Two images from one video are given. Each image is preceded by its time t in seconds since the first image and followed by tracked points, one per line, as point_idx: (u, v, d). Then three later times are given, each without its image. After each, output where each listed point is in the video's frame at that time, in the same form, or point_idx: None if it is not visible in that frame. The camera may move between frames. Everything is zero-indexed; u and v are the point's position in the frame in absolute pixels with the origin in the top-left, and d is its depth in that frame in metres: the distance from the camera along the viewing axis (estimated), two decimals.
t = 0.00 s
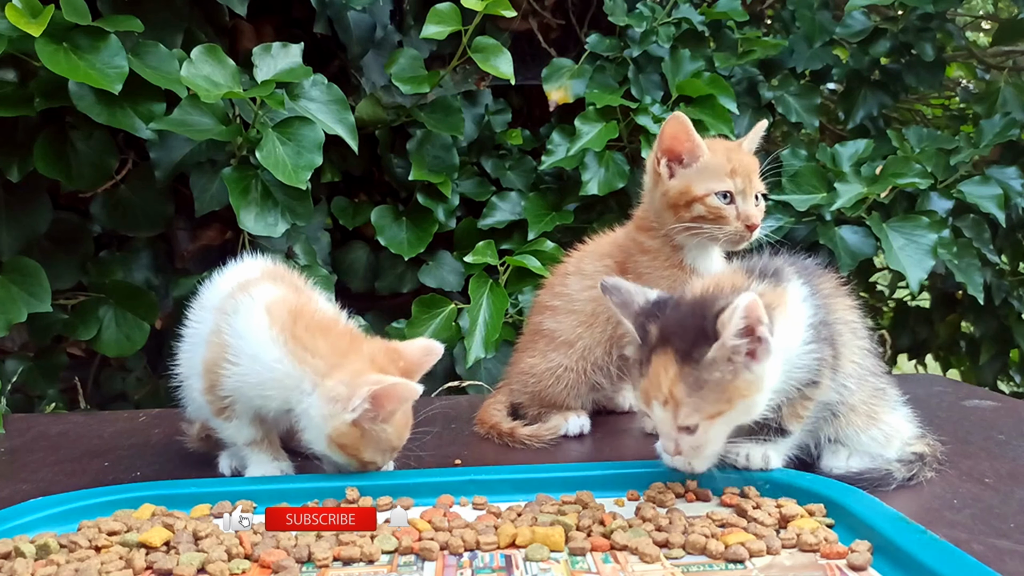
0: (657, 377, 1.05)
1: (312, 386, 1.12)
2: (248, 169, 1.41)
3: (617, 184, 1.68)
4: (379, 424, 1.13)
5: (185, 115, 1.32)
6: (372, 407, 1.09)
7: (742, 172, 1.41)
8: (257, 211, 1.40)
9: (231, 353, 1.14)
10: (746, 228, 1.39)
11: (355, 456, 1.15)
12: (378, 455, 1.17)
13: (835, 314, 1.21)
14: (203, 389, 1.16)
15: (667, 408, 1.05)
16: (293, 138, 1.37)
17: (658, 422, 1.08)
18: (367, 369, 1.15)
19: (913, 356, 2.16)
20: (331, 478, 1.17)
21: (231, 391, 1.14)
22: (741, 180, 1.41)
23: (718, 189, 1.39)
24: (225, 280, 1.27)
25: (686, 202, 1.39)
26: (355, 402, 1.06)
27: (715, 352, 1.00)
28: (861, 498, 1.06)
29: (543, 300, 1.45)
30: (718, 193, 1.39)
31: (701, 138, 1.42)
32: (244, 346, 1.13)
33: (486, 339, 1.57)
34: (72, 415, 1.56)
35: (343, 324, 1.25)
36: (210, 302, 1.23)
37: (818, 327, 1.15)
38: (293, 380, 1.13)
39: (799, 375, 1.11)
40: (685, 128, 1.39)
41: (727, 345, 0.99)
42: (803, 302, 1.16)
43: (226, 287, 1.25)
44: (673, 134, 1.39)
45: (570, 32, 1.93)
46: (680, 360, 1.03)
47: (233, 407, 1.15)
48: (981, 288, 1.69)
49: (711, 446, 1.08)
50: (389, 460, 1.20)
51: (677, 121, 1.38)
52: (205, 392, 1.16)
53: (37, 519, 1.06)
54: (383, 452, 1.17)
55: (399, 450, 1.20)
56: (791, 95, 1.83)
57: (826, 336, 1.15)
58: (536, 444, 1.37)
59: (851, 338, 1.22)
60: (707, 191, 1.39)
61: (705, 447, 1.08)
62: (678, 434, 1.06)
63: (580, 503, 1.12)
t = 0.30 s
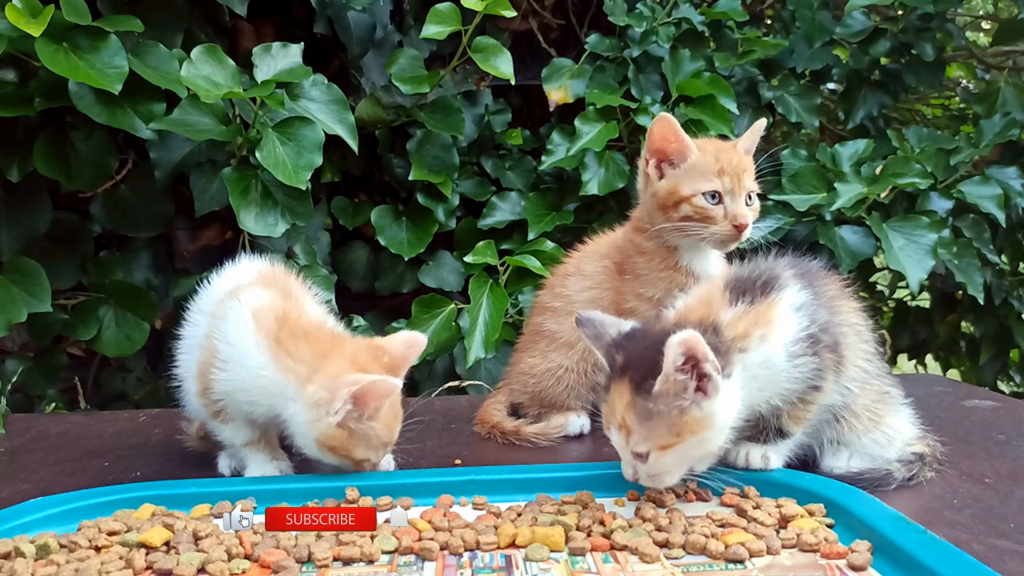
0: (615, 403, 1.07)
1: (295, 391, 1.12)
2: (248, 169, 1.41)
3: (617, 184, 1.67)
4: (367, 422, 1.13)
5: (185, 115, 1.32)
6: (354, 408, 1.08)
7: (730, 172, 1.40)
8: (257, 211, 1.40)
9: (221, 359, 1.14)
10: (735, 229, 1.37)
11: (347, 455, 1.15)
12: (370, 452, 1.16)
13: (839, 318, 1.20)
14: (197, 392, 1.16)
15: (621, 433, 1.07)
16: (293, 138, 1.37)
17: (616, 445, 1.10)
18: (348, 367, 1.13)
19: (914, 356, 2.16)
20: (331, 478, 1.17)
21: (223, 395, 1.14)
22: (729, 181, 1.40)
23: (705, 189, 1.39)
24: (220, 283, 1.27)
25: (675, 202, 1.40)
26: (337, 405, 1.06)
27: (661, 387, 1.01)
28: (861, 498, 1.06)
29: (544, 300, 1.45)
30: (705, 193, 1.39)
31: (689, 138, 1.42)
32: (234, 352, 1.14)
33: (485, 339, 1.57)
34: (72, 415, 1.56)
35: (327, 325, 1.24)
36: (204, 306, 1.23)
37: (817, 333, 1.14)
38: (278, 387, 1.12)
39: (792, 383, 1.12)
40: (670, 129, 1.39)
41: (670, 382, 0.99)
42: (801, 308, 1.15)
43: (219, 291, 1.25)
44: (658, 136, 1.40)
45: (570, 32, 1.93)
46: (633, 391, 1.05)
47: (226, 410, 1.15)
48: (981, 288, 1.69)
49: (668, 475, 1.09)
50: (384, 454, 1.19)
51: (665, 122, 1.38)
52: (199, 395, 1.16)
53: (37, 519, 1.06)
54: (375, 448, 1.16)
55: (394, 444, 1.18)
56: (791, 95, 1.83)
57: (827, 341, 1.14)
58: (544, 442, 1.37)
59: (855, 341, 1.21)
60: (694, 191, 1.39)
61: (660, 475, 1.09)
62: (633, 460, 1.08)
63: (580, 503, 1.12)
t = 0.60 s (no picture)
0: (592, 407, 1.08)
1: (298, 374, 1.11)
2: (248, 169, 1.41)
3: (617, 184, 1.67)
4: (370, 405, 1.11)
5: (185, 115, 1.32)
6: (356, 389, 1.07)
7: (707, 181, 1.42)
8: (257, 211, 1.40)
9: (225, 355, 1.14)
10: (707, 241, 1.39)
11: (348, 437, 1.13)
12: (376, 435, 1.15)
13: (838, 323, 1.20)
14: (201, 391, 1.16)
15: (595, 438, 1.08)
16: (293, 138, 1.36)
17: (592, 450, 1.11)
18: (351, 351, 1.13)
19: (913, 356, 2.16)
20: (331, 478, 1.17)
21: (227, 393, 1.14)
22: (704, 191, 1.42)
23: (679, 199, 1.42)
24: (222, 282, 1.27)
25: (654, 211, 1.44)
26: (338, 386, 1.05)
27: (631, 397, 1.01)
28: (862, 498, 1.06)
29: (545, 301, 1.45)
30: (681, 204, 1.42)
31: (667, 147, 1.44)
32: (238, 347, 1.14)
33: (485, 339, 1.57)
34: (72, 415, 1.56)
35: (329, 313, 1.24)
36: (207, 304, 1.23)
37: (813, 339, 1.14)
38: (281, 375, 1.12)
39: (785, 390, 1.13)
40: (645, 139, 1.43)
41: (639, 392, 1.00)
42: (795, 314, 1.16)
43: (222, 289, 1.24)
44: (635, 146, 1.45)
45: (570, 32, 1.93)
46: (607, 398, 1.06)
47: (230, 408, 1.15)
48: (981, 288, 1.69)
49: (640, 486, 1.09)
50: (386, 438, 1.18)
51: (639, 134, 1.43)
52: (203, 393, 1.16)
53: (37, 519, 1.06)
54: (378, 430, 1.14)
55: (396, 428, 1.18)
56: (791, 95, 1.83)
57: (824, 347, 1.14)
58: (545, 442, 1.37)
59: (856, 345, 1.21)
60: (668, 201, 1.42)
61: (631, 485, 1.09)
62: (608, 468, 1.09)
63: (580, 503, 1.12)
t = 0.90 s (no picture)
0: (607, 403, 1.06)
1: (300, 369, 1.11)
2: (248, 169, 1.41)
3: (617, 184, 1.67)
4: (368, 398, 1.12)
5: (185, 115, 1.33)
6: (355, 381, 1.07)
7: (705, 179, 1.42)
8: (257, 211, 1.40)
9: (228, 353, 1.14)
10: (705, 239, 1.39)
11: (347, 429, 1.14)
12: (373, 426, 1.15)
13: (836, 321, 1.20)
14: (204, 389, 1.16)
15: (610, 436, 1.06)
16: (293, 138, 1.36)
17: (604, 452, 1.08)
18: (352, 345, 1.13)
19: (913, 356, 2.16)
20: (331, 478, 1.17)
21: (229, 392, 1.14)
22: (702, 189, 1.42)
23: (677, 198, 1.42)
24: (226, 283, 1.27)
25: (652, 210, 1.44)
26: (338, 378, 1.05)
27: (660, 385, 1.01)
28: (862, 498, 1.06)
29: (546, 301, 1.45)
30: (679, 202, 1.42)
31: (667, 146, 1.44)
32: (241, 346, 1.13)
33: (485, 339, 1.57)
34: (72, 415, 1.56)
35: (331, 309, 1.24)
36: (212, 304, 1.23)
37: (810, 337, 1.14)
38: (283, 373, 1.12)
39: (782, 387, 1.13)
40: (645, 137, 1.44)
41: (672, 378, 1.00)
42: (791, 311, 1.16)
43: (226, 289, 1.24)
44: (635, 145, 1.45)
45: (570, 32, 1.93)
46: (627, 389, 1.05)
47: (232, 407, 1.15)
48: (981, 288, 1.69)
49: (654, 484, 1.08)
50: (386, 432, 1.19)
51: (638, 132, 1.43)
52: (205, 392, 1.16)
53: (37, 519, 1.06)
54: (376, 422, 1.15)
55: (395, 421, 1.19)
56: (791, 95, 1.83)
57: (821, 345, 1.15)
58: (547, 443, 1.37)
59: (855, 343, 1.21)
60: (666, 199, 1.42)
61: (648, 482, 1.07)
62: (624, 468, 1.06)
63: (580, 503, 1.12)
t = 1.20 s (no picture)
0: (609, 417, 1.05)
1: (301, 370, 1.11)
2: (248, 169, 1.41)
3: (617, 184, 1.66)
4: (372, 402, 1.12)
5: (185, 115, 1.33)
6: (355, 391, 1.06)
7: (697, 178, 1.42)
8: (257, 211, 1.40)
9: (229, 353, 1.14)
10: (695, 237, 1.39)
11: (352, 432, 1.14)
12: (378, 428, 1.16)
13: (833, 319, 1.20)
14: (205, 390, 1.16)
15: (618, 449, 1.05)
16: (293, 138, 1.36)
17: (612, 464, 1.07)
18: (353, 347, 1.13)
19: (913, 356, 2.16)
20: (331, 478, 1.17)
21: (231, 392, 1.14)
22: (694, 189, 1.42)
23: (669, 198, 1.43)
24: (227, 285, 1.26)
25: (647, 210, 1.45)
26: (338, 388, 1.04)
27: (660, 396, 1.01)
28: (862, 498, 1.06)
29: (547, 300, 1.45)
30: (672, 202, 1.43)
31: (660, 146, 1.45)
32: (242, 346, 1.13)
33: (485, 339, 1.57)
34: (72, 415, 1.56)
35: (331, 308, 1.24)
36: (212, 306, 1.23)
37: (807, 335, 1.14)
38: (284, 373, 1.12)
39: (779, 386, 1.13)
40: (637, 139, 1.45)
41: (670, 389, 1.00)
42: (786, 310, 1.16)
43: (226, 291, 1.24)
44: (628, 146, 1.46)
45: (570, 32, 1.93)
46: (629, 402, 1.04)
47: (234, 407, 1.15)
48: (981, 288, 1.69)
49: (664, 489, 1.07)
50: (390, 430, 1.19)
51: (632, 133, 1.45)
52: (207, 393, 1.16)
53: (37, 519, 1.06)
54: (381, 423, 1.15)
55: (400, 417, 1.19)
56: (791, 95, 1.83)
57: (818, 343, 1.15)
58: (547, 443, 1.36)
59: (853, 342, 1.21)
60: (658, 199, 1.44)
61: (659, 489, 1.07)
62: (633, 478, 1.06)
63: (580, 502, 1.12)
